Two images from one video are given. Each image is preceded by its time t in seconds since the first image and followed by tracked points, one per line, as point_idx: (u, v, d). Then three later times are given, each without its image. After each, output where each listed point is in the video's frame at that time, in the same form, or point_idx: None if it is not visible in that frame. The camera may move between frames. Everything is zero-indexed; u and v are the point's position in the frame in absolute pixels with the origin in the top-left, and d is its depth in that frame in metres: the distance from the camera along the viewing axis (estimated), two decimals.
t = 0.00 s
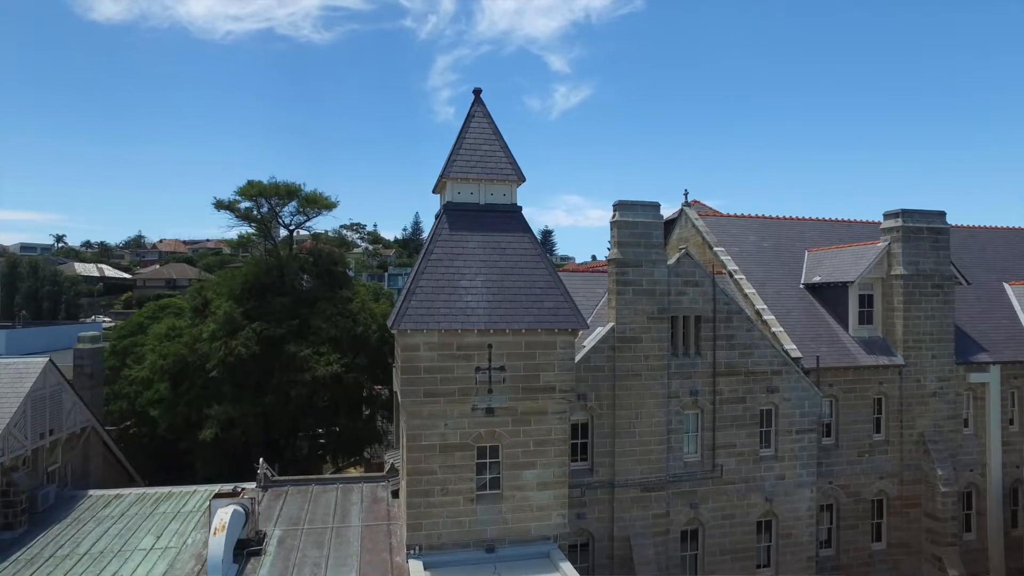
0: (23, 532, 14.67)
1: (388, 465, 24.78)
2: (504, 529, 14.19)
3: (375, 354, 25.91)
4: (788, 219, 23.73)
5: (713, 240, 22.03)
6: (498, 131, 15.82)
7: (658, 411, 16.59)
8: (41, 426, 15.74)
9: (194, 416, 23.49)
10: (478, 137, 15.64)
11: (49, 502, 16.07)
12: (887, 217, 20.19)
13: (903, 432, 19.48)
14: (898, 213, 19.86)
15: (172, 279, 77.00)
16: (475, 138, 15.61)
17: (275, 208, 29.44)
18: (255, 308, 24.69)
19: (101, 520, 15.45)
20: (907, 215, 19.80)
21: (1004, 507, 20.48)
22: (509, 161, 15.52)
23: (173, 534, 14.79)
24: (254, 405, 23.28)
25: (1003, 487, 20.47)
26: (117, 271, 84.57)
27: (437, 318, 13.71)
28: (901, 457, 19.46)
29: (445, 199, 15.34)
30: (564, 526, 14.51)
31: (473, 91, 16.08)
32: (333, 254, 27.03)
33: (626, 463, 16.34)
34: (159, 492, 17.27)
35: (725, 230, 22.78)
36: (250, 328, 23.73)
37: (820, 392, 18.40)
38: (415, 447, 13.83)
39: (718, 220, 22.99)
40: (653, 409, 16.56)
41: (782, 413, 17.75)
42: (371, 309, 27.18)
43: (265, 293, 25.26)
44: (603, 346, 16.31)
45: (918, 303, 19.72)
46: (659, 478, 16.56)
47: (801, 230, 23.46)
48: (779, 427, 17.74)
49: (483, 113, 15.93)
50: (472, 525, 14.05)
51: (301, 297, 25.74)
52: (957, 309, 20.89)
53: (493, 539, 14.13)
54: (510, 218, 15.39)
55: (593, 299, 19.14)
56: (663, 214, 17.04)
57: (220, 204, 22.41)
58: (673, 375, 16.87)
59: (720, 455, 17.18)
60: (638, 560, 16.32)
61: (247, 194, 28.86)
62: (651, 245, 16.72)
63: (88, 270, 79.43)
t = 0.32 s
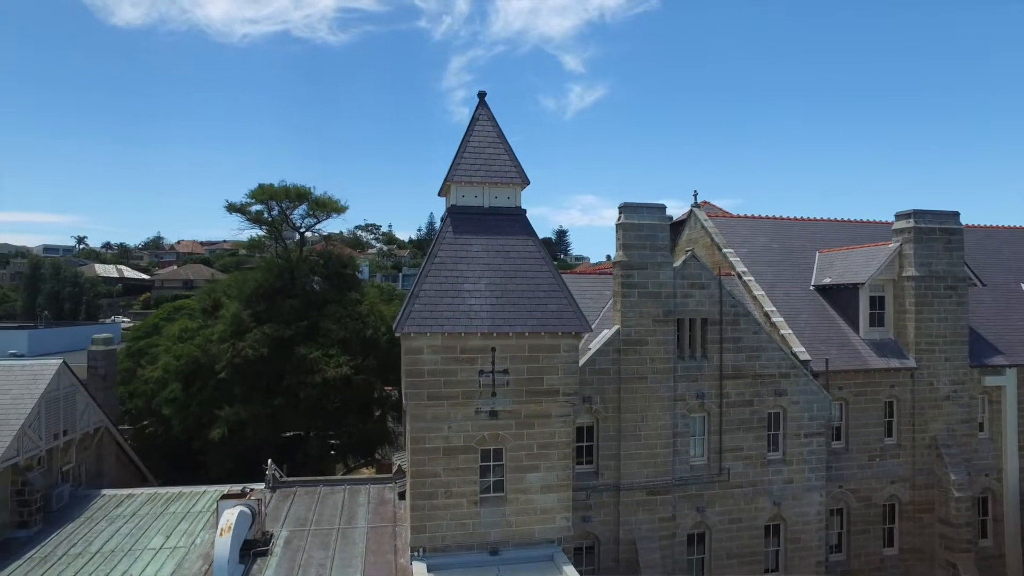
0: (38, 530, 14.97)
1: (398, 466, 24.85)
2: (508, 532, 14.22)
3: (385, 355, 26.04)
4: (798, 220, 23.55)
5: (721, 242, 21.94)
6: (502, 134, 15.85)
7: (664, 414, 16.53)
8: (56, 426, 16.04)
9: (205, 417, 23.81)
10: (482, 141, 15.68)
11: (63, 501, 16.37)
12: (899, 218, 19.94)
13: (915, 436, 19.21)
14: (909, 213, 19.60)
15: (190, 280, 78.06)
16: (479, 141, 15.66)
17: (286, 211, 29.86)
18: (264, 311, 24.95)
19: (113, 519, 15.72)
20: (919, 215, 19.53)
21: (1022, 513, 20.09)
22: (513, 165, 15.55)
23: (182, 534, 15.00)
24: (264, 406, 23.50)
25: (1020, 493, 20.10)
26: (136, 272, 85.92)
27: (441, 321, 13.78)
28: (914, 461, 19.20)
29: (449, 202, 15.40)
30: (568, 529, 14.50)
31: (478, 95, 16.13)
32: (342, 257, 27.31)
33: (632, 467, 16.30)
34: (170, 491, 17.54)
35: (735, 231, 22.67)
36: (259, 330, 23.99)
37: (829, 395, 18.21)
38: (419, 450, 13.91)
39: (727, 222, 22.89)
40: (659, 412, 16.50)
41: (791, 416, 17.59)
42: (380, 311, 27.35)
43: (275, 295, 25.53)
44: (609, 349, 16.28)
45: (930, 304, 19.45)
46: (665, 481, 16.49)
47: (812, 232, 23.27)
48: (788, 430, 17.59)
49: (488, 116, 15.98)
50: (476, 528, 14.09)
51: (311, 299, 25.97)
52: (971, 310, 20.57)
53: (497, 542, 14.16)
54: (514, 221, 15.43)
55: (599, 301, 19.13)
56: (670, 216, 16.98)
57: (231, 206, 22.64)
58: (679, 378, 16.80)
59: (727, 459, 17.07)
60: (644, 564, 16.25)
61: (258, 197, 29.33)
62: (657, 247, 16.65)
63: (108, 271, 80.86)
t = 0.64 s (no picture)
0: (47, 531, 15.19)
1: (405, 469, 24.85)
2: (510, 537, 14.20)
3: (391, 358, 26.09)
4: (807, 223, 23.33)
5: (729, 244, 21.81)
6: (504, 138, 15.85)
7: (668, 419, 16.42)
8: (65, 429, 16.28)
9: (214, 419, 24.03)
10: (484, 146, 15.67)
11: (72, 503, 16.62)
12: (909, 220, 19.65)
13: (926, 442, 18.92)
14: (920, 216, 19.31)
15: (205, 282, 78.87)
16: (481, 146, 15.65)
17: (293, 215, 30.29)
18: (271, 314, 25.15)
19: (120, 521, 15.92)
20: (930, 217, 19.25)
21: None
22: (516, 170, 15.52)
23: (187, 537, 15.16)
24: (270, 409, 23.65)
25: None
26: (152, 274, 86.90)
27: (442, 326, 13.81)
28: (924, 467, 18.91)
29: (451, 207, 15.41)
30: (569, 535, 14.44)
31: (480, 99, 16.13)
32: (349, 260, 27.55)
33: (635, 472, 16.22)
34: (178, 493, 17.75)
35: (743, 234, 22.50)
36: (266, 332, 24.16)
37: (836, 400, 17.99)
38: (420, 455, 13.94)
39: (734, 225, 22.72)
40: (662, 417, 16.40)
41: (797, 422, 17.41)
42: (387, 314, 27.47)
43: (281, 298, 25.69)
44: (612, 354, 16.20)
45: (941, 308, 19.15)
46: (669, 487, 16.39)
47: (822, 235, 23.04)
48: (794, 436, 17.40)
49: (490, 121, 15.97)
50: (477, 533, 14.10)
51: (318, 301, 26.06)
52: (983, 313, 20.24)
53: (498, 547, 14.14)
54: (515, 226, 15.41)
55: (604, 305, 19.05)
56: (673, 220, 16.88)
57: (239, 210, 22.97)
58: (683, 383, 16.68)
59: (732, 465, 16.92)
60: (647, 569, 16.17)
61: (265, 202, 29.78)
62: (661, 251, 16.54)
63: (126, 272, 82.06)
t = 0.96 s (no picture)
0: (52, 532, 15.39)
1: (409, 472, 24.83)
2: (507, 542, 14.16)
3: (396, 361, 26.14)
4: (814, 224, 23.06)
5: (734, 246, 21.61)
6: (503, 141, 15.80)
7: (668, 424, 16.29)
8: (70, 431, 16.47)
9: (220, 420, 24.22)
10: (483, 149, 15.63)
11: (78, 504, 16.83)
12: (917, 222, 19.31)
13: (934, 448, 18.61)
14: (928, 217, 18.97)
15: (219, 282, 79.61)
16: (480, 150, 15.60)
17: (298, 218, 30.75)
18: (276, 317, 25.32)
19: (123, 523, 16.10)
20: (939, 219, 18.91)
21: None
22: (515, 173, 15.46)
23: (189, 539, 15.29)
24: (274, 410, 23.93)
25: None
26: (168, 275, 87.85)
27: (439, 331, 13.81)
28: (932, 473, 18.60)
29: (449, 211, 15.37)
30: (567, 540, 14.36)
31: (479, 102, 16.08)
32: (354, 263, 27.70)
33: (635, 477, 16.10)
34: (181, 495, 17.91)
35: (749, 236, 22.28)
36: (271, 335, 24.34)
37: (841, 405, 17.75)
38: (417, 459, 13.94)
39: (740, 227, 22.50)
40: (663, 422, 16.27)
41: (800, 427, 17.19)
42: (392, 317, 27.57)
43: (286, 300, 25.82)
44: (612, 358, 16.09)
45: (950, 312, 18.82)
46: (670, 492, 16.25)
47: (829, 237, 22.76)
48: (798, 441, 17.19)
49: (489, 124, 15.94)
50: (475, 537, 14.07)
51: (323, 304, 26.22)
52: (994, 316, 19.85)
53: (495, 551, 14.11)
54: (514, 230, 15.35)
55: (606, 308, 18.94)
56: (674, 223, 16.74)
57: (244, 214, 23.28)
58: (684, 388, 16.54)
59: (734, 470, 16.75)
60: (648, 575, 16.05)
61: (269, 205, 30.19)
62: (662, 255, 16.41)
63: (142, 273, 83.15)
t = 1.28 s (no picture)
0: (55, 534, 15.55)
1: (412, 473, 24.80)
2: (504, 547, 14.11)
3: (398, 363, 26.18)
4: (820, 226, 22.83)
5: (738, 249, 21.44)
6: (501, 145, 15.76)
7: (668, 429, 16.16)
8: (74, 433, 16.65)
9: (225, 422, 24.39)
10: (481, 153, 15.60)
11: (82, 505, 17.01)
12: (924, 224, 19.02)
13: (941, 453, 18.33)
14: (935, 219, 18.67)
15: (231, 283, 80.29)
16: (478, 154, 15.58)
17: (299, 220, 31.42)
18: (279, 320, 25.48)
19: (125, 525, 16.25)
20: (945, 220, 18.59)
21: None
22: (513, 177, 15.42)
23: (189, 541, 15.40)
24: (278, 412, 24.03)
25: None
26: (180, 275, 88.68)
27: (435, 335, 13.80)
28: (939, 479, 18.33)
29: (447, 215, 15.35)
30: (565, 546, 14.28)
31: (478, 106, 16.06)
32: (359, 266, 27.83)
33: (634, 482, 16.00)
34: (183, 497, 18.06)
35: (753, 238, 22.09)
36: (274, 339, 24.53)
37: (844, 410, 17.54)
38: (413, 464, 13.94)
39: (745, 229, 22.31)
40: (663, 426, 16.14)
41: (803, 432, 16.99)
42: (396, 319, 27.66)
43: (290, 304, 26.00)
44: (611, 362, 16.00)
45: (957, 315, 18.52)
46: (670, 497, 16.12)
47: (835, 239, 22.51)
48: (800, 447, 17.00)
49: (487, 128, 15.91)
50: (471, 542, 14.04)
51: (326, 307, 26.36)
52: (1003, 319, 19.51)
53: (492, 556, 14.07)
54: (511, 234, 15.31)
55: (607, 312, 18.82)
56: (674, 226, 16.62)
57: (249, 217, 23.47)
58: (684, 392, 16.42)
59: (734, 475, 16.60)
60: None
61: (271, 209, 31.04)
62: (662, 258, 16.29)
63: (155, 275, 83.99)
